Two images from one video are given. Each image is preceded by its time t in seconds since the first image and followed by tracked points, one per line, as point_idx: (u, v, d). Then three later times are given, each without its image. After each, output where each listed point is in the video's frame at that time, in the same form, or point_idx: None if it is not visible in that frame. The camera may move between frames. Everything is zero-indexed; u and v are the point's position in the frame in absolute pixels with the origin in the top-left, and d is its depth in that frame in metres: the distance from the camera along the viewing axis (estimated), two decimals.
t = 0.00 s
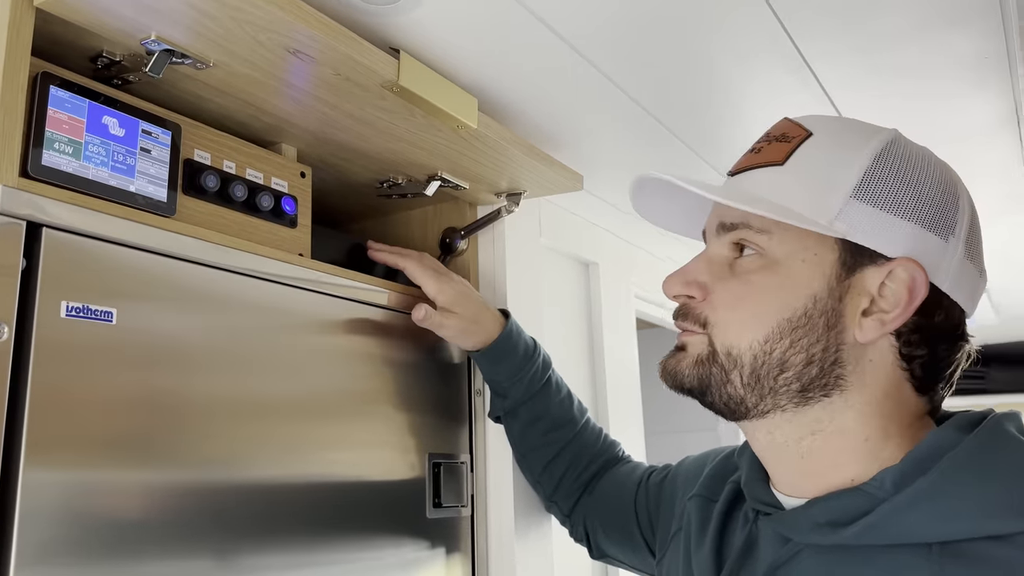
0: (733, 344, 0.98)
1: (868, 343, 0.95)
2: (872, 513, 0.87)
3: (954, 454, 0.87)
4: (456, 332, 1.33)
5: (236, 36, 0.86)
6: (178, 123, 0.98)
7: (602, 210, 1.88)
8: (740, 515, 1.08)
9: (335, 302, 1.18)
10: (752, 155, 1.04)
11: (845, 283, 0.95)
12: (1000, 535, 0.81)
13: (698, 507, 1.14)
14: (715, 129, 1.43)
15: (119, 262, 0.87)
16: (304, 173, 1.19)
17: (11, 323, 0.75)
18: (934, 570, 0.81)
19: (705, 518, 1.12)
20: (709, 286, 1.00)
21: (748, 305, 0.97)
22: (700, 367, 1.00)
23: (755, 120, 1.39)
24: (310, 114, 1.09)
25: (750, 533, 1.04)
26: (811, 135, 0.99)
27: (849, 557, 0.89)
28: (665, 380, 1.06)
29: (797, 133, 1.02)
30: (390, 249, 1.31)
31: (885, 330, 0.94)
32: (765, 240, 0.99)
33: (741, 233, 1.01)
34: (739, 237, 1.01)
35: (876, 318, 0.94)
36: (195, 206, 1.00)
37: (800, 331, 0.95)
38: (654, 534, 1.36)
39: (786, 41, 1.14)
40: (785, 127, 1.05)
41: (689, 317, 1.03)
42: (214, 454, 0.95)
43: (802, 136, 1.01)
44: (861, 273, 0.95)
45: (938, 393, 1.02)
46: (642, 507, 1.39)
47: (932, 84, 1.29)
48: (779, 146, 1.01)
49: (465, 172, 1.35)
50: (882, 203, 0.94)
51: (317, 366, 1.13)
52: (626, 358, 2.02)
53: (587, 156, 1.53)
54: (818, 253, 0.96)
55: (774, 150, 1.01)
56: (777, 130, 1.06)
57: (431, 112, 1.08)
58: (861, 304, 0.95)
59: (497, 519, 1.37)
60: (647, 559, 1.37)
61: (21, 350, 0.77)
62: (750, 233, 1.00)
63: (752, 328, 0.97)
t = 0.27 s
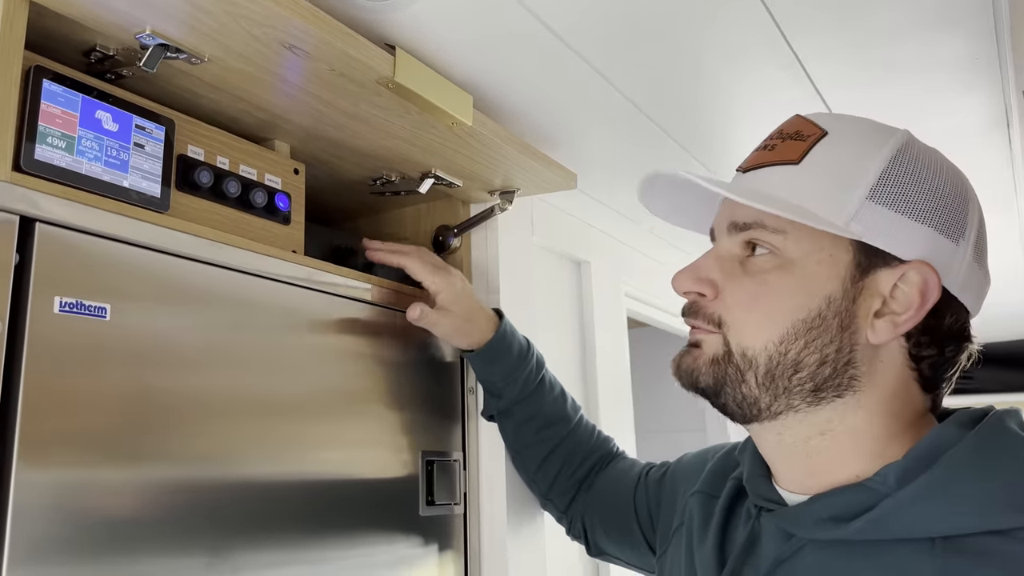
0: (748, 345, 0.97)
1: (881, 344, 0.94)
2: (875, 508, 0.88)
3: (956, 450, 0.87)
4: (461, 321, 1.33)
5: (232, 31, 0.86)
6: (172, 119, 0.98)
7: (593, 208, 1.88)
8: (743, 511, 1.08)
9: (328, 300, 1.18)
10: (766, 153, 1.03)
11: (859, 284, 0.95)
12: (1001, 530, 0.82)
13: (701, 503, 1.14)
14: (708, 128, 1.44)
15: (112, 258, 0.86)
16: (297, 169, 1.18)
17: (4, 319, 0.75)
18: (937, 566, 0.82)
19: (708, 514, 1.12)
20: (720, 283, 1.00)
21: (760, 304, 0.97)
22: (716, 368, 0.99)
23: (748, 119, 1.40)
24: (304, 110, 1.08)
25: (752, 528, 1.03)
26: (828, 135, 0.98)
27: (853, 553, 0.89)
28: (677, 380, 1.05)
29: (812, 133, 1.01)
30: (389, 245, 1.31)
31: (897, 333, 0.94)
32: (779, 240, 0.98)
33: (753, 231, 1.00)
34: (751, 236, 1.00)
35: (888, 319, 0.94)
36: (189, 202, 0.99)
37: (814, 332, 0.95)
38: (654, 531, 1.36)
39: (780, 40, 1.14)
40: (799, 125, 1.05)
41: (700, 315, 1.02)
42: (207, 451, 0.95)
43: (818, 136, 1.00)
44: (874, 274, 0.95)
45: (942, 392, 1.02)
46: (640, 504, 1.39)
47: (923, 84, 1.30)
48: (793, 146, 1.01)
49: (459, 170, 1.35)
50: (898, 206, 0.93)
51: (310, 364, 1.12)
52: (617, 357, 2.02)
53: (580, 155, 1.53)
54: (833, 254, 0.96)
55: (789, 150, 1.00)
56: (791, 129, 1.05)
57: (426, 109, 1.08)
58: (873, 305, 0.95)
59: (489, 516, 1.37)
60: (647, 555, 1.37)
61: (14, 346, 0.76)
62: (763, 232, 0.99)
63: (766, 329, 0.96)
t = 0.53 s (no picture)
0: (765, 346, 0.81)
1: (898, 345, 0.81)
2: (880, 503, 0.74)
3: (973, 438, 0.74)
4: (518, 333, 1.12)
5: (226, 19, 0.85)
6: (164, 108, 0.96)
7: (587, 204, 1.88)
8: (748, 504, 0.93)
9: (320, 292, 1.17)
10: (774, 145, 0.87)
11: (875, 283, 0.80)
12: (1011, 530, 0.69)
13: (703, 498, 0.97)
14: (703, 123, 1.44)
15: (102, 249, 0.85)
16: (290, 161, 1.17)
17: None
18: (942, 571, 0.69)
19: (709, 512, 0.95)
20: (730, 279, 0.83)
21: (776, 300, 0.80)
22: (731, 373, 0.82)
23: (742, 114, 1.40)
24: (298, 101, 1.07)
25: (759, 525, 0.87)
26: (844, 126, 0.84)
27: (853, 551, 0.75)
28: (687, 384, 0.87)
29: (825, 125, 0.86)
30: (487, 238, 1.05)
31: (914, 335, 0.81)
32: (793, 237, 0.82)
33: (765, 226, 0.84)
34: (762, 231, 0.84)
35: (904, 318, 0.80)
36: (180, 193, 0.98)
37: (831, 333, 0.80)
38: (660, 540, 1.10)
39: (776, 35, 1.14)
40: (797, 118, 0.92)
41: (709, 315, 0.85)
42: (199, 444, 0.94)
43: (831, 127, 0.85)
44: (889, 270, 0.81)
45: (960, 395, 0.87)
46: (647, 509, 1.11)
47: (917, 82, 1.31)
48: (806, 138, 0.85)
49: (453, 164, 1.35)
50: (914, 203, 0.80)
51: (302, 357, 1.12)
52: (609, 353, 2.02)
53: (574, 150, 1.52)
54: (848, 252, 0.81)
55: (800, 143, 0.85)
56: (800, 119, 0.89)
57: (421, 102, 1.07)
58: (888, 303, 0.81)
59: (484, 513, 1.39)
60: None
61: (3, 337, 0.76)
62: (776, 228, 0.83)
63: (784, 329, 0.80)
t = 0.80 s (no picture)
0: (783, 357, 0.79)
1: (911, 349, 0.81)
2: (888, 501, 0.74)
3: (977, 439, 0.74)
4: (539, 312, 0.99)
5: (214, 12, 0.83)
6: (151, 102, 0.95)
7: (576, 203, 1.88)
8: (750, 501, 0.91)
9: (308, 290, 1.16)
10: (781, 148, 0.86)
11: (889, 288, 0.80)
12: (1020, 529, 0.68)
13: (702, 494, 0.95)
14: (693, 122, 1.44)
15: (87, 245, 0.84)
16: (278, 158, 1.16)
17: None
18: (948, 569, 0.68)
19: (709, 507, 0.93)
20: (743, 288, 0.82)
21: (789, 307, 0.79)
22: (749, 386, 0.79)
23: (732, 113, 1.40)
24: (287, 96, 1.06)
25: (760, 522, 0.85)
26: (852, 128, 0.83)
27: (862, 550, 0.75)
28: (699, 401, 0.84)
29: (833, 126, 0.85)
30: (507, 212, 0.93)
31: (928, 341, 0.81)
32: (805, 241, 0.81)
33: (775, 231, 0.83)
34: (772, 236, 0.83)
35: (918, 322, 0.80)
36: (166, 189, 0.97)
37: (847, 340, 0.79)
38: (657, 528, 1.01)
39: (767, 34, 1.14)
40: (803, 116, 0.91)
41: (722, 324, 0.82)
42: (186, 444, 0.93)
43: (838, 129, 0.84)
44: (902, 274, 0.81)
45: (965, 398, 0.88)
46: (640, 492, 1.03)
47: (906, 83, 1.31)
48: (813, 141, 0.84)
49: (443, 161, 1.34)
50: (923, 204, 0.80)
51: (289, 355, 1.10)
52: (598, 353, 2.02)
53: (565, 148, 1.52)
54: (863, 256, 0.80)
55: (807, 145, 0.84)
56: (804, 120, 0.89)
57: (412, 98, 1.07)
58: (903, 307, 0.81)
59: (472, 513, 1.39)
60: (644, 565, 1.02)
61: None
62: (787, 232, 0.82)
63: (800, 335, 0.79)
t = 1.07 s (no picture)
0: (786, 364, 0.80)
1: (913, 360, 0.83)
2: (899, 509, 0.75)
3: (987, 449, 0.75)
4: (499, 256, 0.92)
5: (204, 12, 0.83)
6: (138, 102, 0.94)
7: (565, 203, 1.88)
8: (744, 502, 0.90)
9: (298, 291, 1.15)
10: (792, 154, 0.88)
11: (896, 299, 0.82)
12: None
13: (691, 489, 0.94)
14: (683, 125, 1.44)
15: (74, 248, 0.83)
16: (266, 158, 1.15)
17: None
18: None
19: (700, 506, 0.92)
20: (747, 293, 0.83)
21: (796, 315, 0.80)
22: (751, 392, 0.80)
23: (721, 116, 1.41)
24: (276, 97, 1.05)
25: (756, 526, 0.85)
26: (866, 137, 0.85)
27: (870, 556, 0.75)
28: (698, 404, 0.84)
29: (845, 134, 0.87)
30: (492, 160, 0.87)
31: (930, 351, 0.83)
32: (814, 250, 0.83)
33: (782, 238, 0.84)
34: (779, 243, 0.85)
35: (922, 334, 0.83)
36: (154, 189, 0.96)
37: (852, 350, 0.81)
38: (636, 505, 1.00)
39: (757, 37, 1.15)
40: (814, 121, 0.92)
41: (725, 329, 0.83)
42: (174, 447, 0.92)
43: (851, 138, 0.86)
44: (908, 286, 0.83)
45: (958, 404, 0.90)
46: (621, 472, 1.02)
47: (892, 87, 1.32)
48: (825, 148, 0.86)
49: (432, 162, 1.33)
50: (933, 216, 0.82)
51: (278, 357, 1.10)
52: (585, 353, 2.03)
53: (553, 149, 1.52)
54: (871, 267, 0.82)
55: (819, 152, 0.86)
56: (816, 126, 0.91)
57: (402, 100, 1.06)
58: (908, 318, 0.83)
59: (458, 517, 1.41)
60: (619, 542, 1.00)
61: None
62: (796, 241, 0.84)
63: (805, 344, 0.80)
